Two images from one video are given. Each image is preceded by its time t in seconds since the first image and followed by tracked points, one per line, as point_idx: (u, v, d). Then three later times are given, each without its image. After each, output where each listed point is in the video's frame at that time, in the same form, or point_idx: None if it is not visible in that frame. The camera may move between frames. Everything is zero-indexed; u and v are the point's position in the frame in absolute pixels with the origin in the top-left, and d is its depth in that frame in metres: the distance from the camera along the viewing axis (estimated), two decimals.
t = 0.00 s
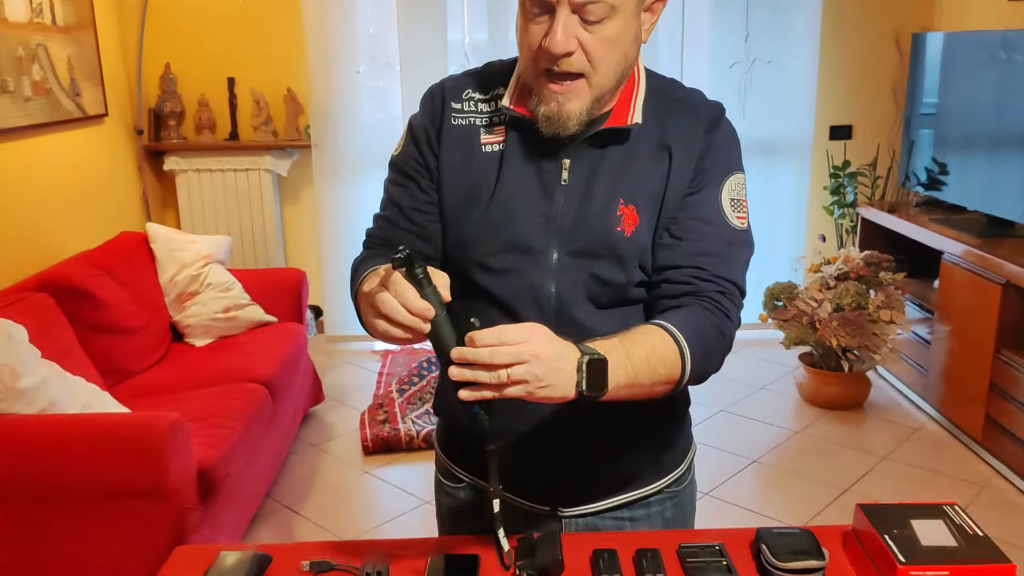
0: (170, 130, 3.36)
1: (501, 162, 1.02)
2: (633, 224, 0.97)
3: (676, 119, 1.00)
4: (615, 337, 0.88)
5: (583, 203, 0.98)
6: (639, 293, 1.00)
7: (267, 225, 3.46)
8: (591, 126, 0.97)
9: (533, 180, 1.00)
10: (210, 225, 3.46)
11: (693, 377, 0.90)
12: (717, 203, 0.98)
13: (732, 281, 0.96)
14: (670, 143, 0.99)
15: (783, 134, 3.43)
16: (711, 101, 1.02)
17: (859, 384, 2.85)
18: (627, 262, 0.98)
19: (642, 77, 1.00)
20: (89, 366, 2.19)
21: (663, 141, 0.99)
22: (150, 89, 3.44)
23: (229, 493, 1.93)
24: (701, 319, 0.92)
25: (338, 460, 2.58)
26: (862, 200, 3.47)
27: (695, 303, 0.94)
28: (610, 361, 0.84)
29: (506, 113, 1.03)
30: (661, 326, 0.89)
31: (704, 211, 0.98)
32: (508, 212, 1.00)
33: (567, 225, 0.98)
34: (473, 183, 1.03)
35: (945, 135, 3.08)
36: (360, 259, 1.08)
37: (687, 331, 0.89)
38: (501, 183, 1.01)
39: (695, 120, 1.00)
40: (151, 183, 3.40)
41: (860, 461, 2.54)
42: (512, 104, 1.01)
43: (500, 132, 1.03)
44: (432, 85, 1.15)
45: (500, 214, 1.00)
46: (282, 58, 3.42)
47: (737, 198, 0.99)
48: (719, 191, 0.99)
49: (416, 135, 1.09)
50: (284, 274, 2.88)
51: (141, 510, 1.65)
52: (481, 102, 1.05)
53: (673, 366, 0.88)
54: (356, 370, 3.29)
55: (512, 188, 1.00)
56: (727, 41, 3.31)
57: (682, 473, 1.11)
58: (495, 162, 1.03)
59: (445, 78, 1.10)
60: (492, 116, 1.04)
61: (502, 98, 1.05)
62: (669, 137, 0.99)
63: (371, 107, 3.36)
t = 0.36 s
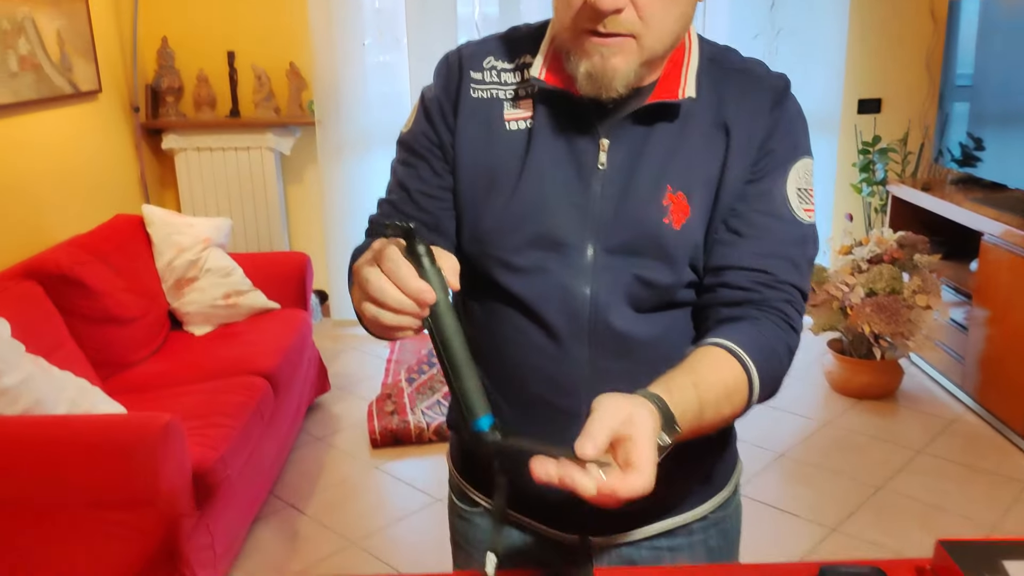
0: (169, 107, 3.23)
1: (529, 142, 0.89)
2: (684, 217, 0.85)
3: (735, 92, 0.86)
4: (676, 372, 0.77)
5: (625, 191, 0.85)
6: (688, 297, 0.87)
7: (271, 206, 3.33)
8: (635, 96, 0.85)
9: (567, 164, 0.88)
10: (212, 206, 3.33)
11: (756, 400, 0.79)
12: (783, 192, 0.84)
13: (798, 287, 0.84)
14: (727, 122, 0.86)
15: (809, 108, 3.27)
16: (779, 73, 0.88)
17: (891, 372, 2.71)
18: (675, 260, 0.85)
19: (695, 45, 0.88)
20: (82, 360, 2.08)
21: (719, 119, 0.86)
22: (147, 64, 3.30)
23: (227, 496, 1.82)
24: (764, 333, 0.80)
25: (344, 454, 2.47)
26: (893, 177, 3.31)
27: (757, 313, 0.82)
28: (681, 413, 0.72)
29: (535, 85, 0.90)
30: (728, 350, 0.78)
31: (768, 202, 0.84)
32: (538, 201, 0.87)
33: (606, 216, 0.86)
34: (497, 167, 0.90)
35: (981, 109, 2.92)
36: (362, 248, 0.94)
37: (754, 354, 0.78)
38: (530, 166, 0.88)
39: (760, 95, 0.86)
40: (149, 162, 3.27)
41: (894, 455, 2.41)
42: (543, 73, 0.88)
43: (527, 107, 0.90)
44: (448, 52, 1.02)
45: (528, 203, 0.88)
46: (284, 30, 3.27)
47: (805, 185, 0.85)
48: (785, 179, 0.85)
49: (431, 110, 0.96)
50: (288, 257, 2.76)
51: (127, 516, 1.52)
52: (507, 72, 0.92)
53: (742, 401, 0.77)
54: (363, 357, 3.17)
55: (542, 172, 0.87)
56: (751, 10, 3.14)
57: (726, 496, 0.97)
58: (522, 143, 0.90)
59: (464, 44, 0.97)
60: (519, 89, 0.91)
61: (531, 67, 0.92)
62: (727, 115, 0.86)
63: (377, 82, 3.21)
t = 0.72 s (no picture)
0: (174, 74, 3.12)
1: (565, 121, 0.79)
2: (743, 209, 0.74)
3: (804, 64, 0.76)
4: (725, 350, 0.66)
5: (676, 177, 0.75)
6: (745, 299, 0.77)
7: (281, 177, 3.22)
8: (695, 69, 0.74)
9: (610, 147, 0.77)
10: (220, 177, 3.23)
11: (825, 405, 0.65)
12: (856, 172, 0.73)
13: (872, 274, 0.71)
14: (793, 95, 0.75)
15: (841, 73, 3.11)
16: (851, 41, 0.77)
17: (927, 351, 2.59)
18: (734, 257, 0.74)
19: (762, 12, 0.77)
20: (83, 343, 1.99)
21: (783, 93, 0.75)
22: (151, 29, 3.18)
23: (231, 488, 1.74)
24: (832, 325, 0.67)
25: (356, 436, 2.38)
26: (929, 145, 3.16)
27: (818, 303, 0.69)
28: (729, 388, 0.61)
29: (572, 54, 0.80)
30: (784, 333, 0.65)
31: (838, 182, 0.73)
32: (576, 189, 0.76)
33: (653, 206, 0.75)
34: (528, 147, 0.79)
35: None
36: (368, 235, 0.83)
37: (821, 346, 0.65)
38: (567, 147, 0.77)
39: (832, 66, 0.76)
40: (155, 132, 3.16)
41: (931, 440, 2.30)
42: (582, 39, 0.77)
43: (564, 78, 0.80)
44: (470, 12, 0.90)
45: (562, 187, 0.77)
46: None
47: (881, 165, 0.74)
48: (856, 156, 0.74)
49: (453, 76, 0.85)
50: (297, 231, 2.67)
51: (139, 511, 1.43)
52: (541, 38, 0.81)
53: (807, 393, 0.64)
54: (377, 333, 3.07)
55: (579, 152, 0.77)
56: None
57: (773, 518, 0.86)
58: (557, 123, 0.79)
59: (489, 3, 0.86)
60: (556, 57, 0.80)
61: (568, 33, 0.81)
62: (792, 88, 0.75)
63: (389, 47, 3.08)
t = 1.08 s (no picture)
0: (186, 31, 3.04)
1: (564, 90, 0.72)
2: (758, 187, 0.67)
3: (840, 22, 0.67)
4: (740, 364, 0.59)
5: (687, 151, 0.68)
6: (757, 287, 0.70)
7: (295, 137, 3.15)
8: (709, 26, 0.67)
9: (614, 114, 0.71)
10: (234, 137, 3.17)
11: (858, 417, 0.58)
12: (893, 148, 0.65)
13: (913, 265, 0.64)
14: (824, 59, 0.67)
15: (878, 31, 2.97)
16: None
17: (958, 324, 2.50)
18: (749, 242, 0.67)
19: None
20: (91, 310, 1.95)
21: (814, 56, 0.67)
22: None
23: (236, 462, 1.71)
24: (865, 326, 0.60)
25: (368, 404, 2.35)
26: (968, 107, 3.01)
27: (851, 299, 0.63)
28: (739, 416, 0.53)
29: (577, 9, 0.73)
30: (808, 339, 0.58)
31: (874, 160, 0.65)
32: (576, 160, 0.70)
33: (661, 182, 0.69)
34: (524, 113, 0.73)
35: None
36: (345, 198, 0.77)
37: (853, 352, 0.58)
38: (567, 112, 0.71)
39: (868, 23, 0.67)
40: (167, 89, 3.10)
41: (960, 417, 2.22)
42: None
43: (566, 36, 0.73)
44: None
45: (561, 159, 0.70)
46: None
47: (923, 142, 0.66)
48: (898, 130, 0.66)
49: (443, 33, 0.78)
50: (309, 194, 2.61)
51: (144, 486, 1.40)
52: None
53: (836, 407, 0.57)
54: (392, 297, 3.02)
55: (583, 122, 0.70)
56: None
57: (791, 524, 0.80)
58: (557, 87, 0.73)
59: None
60: (557, 11, 0.74)
61: None
62: (824, 51, 0.67)
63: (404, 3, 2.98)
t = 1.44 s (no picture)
0: None
1: (546, 50, 0.70)
2: (751, 164, 0.64)
3: None
4: (714, 392, 0.58)
5: (675, 121, 0.65)
6: (745, 272, 0.67)
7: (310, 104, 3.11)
8: None
9: (599, 82, 0.68)
10: (249, 103, 3.14)
11: (833, 426, 0.59)
12: (897, 132, 0.61)
13: (907, 265, 0.61)
14: (827, 27, 0.63)
15: None
16: None
17: (987, 303, 2.42)
18: (736, 224, 0.64)
19: None
20: (100, 278, 1.92)
21: (817, 23, 0.63)
22: None
23: (239, 432, 1.70)
24: (848, 333, 0.59)
25: (379, 376, 2.33)
26: (1006, 77, 2.89)
27: (842, 301, 0.61)
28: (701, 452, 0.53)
29: None
30: (791, 354, 0.58)
31: (876, 145, 0.61)
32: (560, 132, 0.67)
33: (647, 155, 0.66)
34: (501, 79, 0.70)
35: None
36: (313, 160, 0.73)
37: (831, 366, 0.58)
38: (549, 79, 0.68)
39: None
40: (183, 55, 3.07)
41: (983, 398, 2.15)
42: None
43: None
44: None
45: (541, 129, 0.68)
46: None
47: (933, 122, 0.61)
48: (905, 112, 0.61)
49: None
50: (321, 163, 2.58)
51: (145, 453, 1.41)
52: None
53: (809, 424, 0.58)
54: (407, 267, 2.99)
55: (567, 92, 0.68)
56: None
57: (789, 513, 0.77)
58: (538, 50, 0.70)
59: None
60: None
61: None
62: (827, 18, 0.63)
63: None
